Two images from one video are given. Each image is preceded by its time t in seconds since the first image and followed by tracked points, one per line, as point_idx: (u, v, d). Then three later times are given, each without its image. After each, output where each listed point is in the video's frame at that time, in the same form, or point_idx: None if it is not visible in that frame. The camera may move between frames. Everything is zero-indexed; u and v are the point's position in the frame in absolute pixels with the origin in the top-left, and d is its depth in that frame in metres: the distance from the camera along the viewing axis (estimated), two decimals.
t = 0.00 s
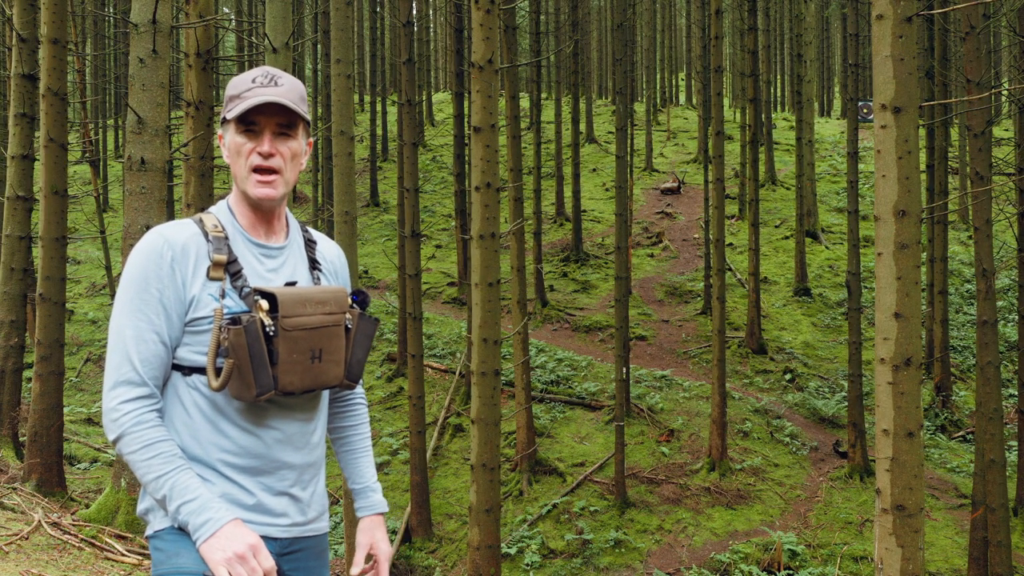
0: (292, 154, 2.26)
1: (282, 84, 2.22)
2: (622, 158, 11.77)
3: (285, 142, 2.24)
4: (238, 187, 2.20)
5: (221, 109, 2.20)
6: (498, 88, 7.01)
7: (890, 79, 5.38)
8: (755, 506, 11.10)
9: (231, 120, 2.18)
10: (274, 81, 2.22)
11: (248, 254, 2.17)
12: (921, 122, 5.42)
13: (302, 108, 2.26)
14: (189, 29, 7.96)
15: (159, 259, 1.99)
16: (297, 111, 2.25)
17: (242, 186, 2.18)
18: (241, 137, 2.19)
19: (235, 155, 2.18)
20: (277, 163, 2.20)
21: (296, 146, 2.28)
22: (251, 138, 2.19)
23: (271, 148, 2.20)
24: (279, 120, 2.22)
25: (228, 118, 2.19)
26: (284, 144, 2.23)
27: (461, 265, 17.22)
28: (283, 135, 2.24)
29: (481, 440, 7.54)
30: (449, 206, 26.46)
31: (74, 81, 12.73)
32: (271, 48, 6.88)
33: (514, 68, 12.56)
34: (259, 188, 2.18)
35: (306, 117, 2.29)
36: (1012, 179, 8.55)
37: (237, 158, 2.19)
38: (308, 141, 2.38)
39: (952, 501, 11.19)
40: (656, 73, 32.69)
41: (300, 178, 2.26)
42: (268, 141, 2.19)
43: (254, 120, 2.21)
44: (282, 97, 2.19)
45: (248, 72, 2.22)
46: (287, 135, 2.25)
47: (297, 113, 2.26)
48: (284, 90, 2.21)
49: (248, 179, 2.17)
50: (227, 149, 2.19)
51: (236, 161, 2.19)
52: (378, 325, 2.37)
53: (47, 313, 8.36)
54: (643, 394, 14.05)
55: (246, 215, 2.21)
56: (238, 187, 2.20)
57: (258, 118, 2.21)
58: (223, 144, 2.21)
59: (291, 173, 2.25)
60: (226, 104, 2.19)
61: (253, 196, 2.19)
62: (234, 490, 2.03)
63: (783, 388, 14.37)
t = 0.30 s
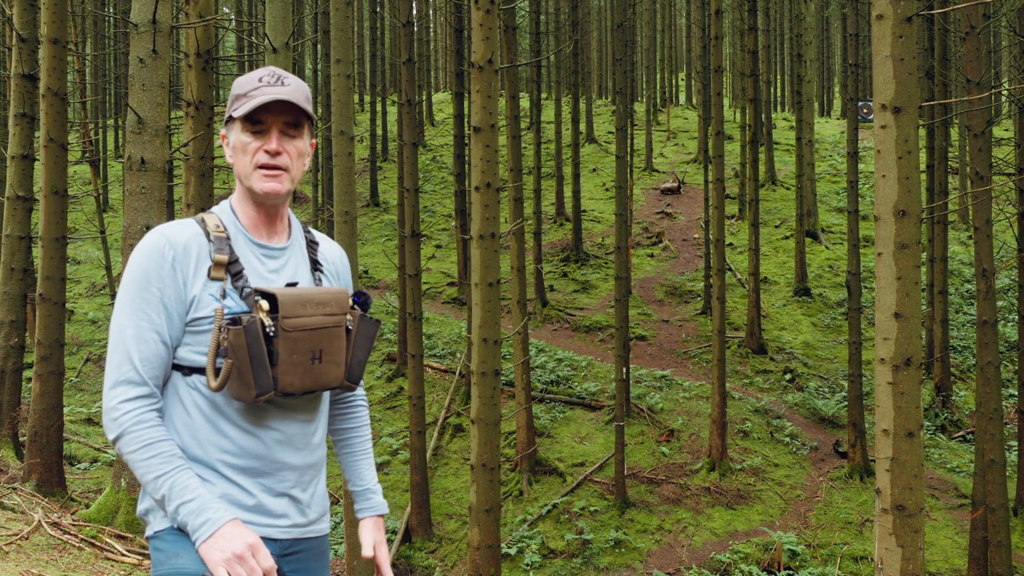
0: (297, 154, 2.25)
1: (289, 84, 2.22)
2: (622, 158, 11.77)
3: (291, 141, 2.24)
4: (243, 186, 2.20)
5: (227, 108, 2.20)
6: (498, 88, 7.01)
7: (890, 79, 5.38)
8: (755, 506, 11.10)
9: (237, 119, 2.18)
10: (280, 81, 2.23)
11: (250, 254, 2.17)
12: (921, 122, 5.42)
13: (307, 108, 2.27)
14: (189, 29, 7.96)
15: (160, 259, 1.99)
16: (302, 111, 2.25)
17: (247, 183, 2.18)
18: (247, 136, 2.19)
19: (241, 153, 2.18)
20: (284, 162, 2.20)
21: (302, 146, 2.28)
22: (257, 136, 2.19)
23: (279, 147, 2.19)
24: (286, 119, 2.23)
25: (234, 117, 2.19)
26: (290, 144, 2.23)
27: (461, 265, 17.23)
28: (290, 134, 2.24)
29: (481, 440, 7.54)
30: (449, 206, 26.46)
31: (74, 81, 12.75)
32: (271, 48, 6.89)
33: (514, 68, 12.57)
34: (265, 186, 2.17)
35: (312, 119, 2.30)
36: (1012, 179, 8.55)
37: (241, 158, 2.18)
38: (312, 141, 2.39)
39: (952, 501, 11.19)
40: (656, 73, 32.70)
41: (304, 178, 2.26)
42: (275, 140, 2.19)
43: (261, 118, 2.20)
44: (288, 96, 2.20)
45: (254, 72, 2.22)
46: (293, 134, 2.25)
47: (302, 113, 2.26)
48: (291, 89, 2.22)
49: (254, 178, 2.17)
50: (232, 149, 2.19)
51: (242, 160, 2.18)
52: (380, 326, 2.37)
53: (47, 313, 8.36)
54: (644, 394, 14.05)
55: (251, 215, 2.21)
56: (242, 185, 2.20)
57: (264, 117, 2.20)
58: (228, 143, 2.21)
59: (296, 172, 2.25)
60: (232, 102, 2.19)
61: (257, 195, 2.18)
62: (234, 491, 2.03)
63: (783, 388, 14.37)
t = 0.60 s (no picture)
0: (297, 155, 2.25)
1: (288, 84, 2.22)
2: (622, 158, 11.77)
3: (291, 143, 2.24)
4: (243, 188, 2.20)
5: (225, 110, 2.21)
6: (498, 88, 7.01)
7: (890, 79, 5.38)
8: (755, 506, 11.10)
9: (236, 121, 2.19)
10: (279, 81, 2.22)
11: (251, 255, 2.17)
12: (921, 122, 5.42)
13: (307, 108, 2.26)
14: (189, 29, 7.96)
15: (161, 261, 1.99)
16: (302, 112, 2.25)
17: (248, 185, 2.18)
18: (247, 138, 2.18)
19: (239, 155, 2.18)
20: (285, 164, 2.20)
21: (302, 147, 2.28)
22: (258, 138, 2.19)
23: (280, 149, 2.19)
24: (285, 121, 2.23)
25: (233, 120, 2.19)
26: (290, 145, 2.23)
27: (461, 265, 17.23)
28: (289, 135, 2.24)
29: (481, 440, 7.54)
30: (449, 206, 26.46)
31: (74, 81, 12.75)
32: (271, 48, 6.88)
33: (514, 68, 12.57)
34: (266, 188, 2.17)
35: (312, 119, 2.29)
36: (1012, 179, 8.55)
37: (242, 159, 2.18)
38: (312, 142, 2.38)
39: (952, 501, 11.19)
40: (656, 73, 32.71)
41: (304, 179, 2.26)
42: (274, 142, 2.19)
43: (261, 120, 2.20)
44: (289, 98, 2.20)
45: (253, 73, 2.22)
46: (293, 136, 2.25)
47: (302, 114, 2.26)
48: (290, 90, 2.22)
49: (255, 180, 2.17)
50: (232, 150, 2.19)
51: (242, 162, 2.18)
52: (381, 326, 2.37)
53: (47, 313, 8.36)
54: (644, 394, 14.05)
55: (250, 216, 2.21)
56: (243, 187, 2.20)
57: (265, 119, 2.20)
58: (227, 145, 2.21)
59: (297, 174, 2.25)
60: (230, 104, 2.19)
61: (258, 196, 2.18)
62: (238, 491, 2.03)
63: (783, 388, 14.37)
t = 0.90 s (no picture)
0: (293, 157, 2.26)
1: (285, 87, 2.23)
2: (622, 158, 11.77)
3: (287, 145, 2.24)
4: (239, 190, 2.20)
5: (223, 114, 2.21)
6: (497, 88, 7.01)
7: (890, 78, 5.38)
8: (755, 506, 11.10)
9: (234, 123, 2.19)
10: (276, 84, 2.23)
11: (248, 257, 2.17)
12: (921, 122, 5.42)
13: (304, 110, 2.27)
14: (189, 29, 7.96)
15: (157, 264, 1.99)
16: (299, 115, 2.26)
17: (243, 187, 2.18)
18: (244, 140, 2.19)
19: (236, 157, 2.18)
20: (280, 167, 2.20)
21: (299, 149, 2.28)
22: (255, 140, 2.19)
23: (276, 152, 2.20)
24: (282, 125, 2.23)
25: (231, 122, 2.20)
26: (286, 147, 2.23)
27: (461, 265, 17.23)
28: (286, 138, 2.25)
29: (481, 440, 7.54)
30: (449, 206, 26.46)
31: (74, 81, 12.76)
32: (271, 48, 6.89)
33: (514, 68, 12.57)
34: (260, 191, 2.17)
35: (308, 122, 2.30)
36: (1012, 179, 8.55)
37: (238, 161, 2.18)
38: (309, 144, 2.39)
39: (952, 501, 11.19)
40: (656, 73, 32.71)
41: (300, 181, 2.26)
42: (272, 145, 2.20)
43: (257, 123, 2.21)
44: (285, 100, 2.20)
45: (251, 74, 2.22)
46: (290, 139, 2.26)
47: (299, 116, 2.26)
48: (287, 93, 2.22)
49: (249, 182, 2.17)
50: (229, 152, 2.19)
51: (238, 165, 2.18)
52: (379, 325, 2.37)
53: (47, 313, 8.36)
54: (644, 394, 14.05)
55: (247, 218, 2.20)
56: (238, 189, 2.19)
57: (262, 121, 2.21)
58: (224, 147, 2.21)
59: (293, 177, 2.25)
60: (228, 105, 2.20)
61: (253, 198, 2.18)
62: (243, 489, 2.02)
63: (783, 388, 14.37)
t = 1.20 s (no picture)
0: (289, 157, 2.25)
1: (279, 87, 2.21)
2: (622, 158, 11.77)
3: (283, 146, 2.24)
4: (235, 191, 2.19)
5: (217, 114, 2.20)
6: (497, 88, 7.01)
7: (890, 78, 5.38)
8: (755, 506, 11.10)
9: (228, 123, 2.18)
10: (270, 84, 2.22)
11: (248, 257, 2.18)
12: (921, 122, 5.42)
13: (298, 110, 2.26)
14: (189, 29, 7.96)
15: (160, 267, 1.98)
16: (293, 115, 2.25)
17: (240, 188, 2.18)
18: (239, 141, 2.18)
19: (231, 158, 2.18)
20: (278, 166, 2.20)
21: (293, 148, 2.27)
22: (250, 141, 2.19)
23: (272, 151, 2.20)
24: (277, 125, 2.22)
25: (224, 123, 2.18)
26: (282, 148, 2.23)
27: (461, 265, 17.23)
28: (283, 137, 2.24)
29: (481, 440, 7.54)
30: (449, 206, 26.46)
31: (74, 81, 12.76)
32: (271, 48, 6.89)
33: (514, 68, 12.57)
34: (260, 190, 2.17)
35: (303, 121, 2.29)
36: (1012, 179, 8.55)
37: (236, 163, 2.17)
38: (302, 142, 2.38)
39: (952, 501, 11.19)
40: (656, 73, 32.73)
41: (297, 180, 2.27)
42: (267, 145, 2.19)
43: (252, 123, 2.20)
44: (280, 101, 2.19)
45: (243, 74, 2.21)
46: (285, 138, 2.25)
47: (293, 116, 2.25)
48: (281, 93, 2.21)
49: (248, 182, 2.17)
50: (224, 154, 2.18)
51: (234, 165, 2.18)
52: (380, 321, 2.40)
53: (47, 313, 8.35)
54: (643, 394, 14.06)
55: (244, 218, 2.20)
56: (235, 189, 2.19)
57: (256, 122, 2.20)
58: (218, 148, 2.20)
59: (290, 175, 2.25)
60: (221, 106, 2.19)
61: (251, 198, 2.18)
62: (249, 489, 2.02)
63: (783, 388, 14.37)
